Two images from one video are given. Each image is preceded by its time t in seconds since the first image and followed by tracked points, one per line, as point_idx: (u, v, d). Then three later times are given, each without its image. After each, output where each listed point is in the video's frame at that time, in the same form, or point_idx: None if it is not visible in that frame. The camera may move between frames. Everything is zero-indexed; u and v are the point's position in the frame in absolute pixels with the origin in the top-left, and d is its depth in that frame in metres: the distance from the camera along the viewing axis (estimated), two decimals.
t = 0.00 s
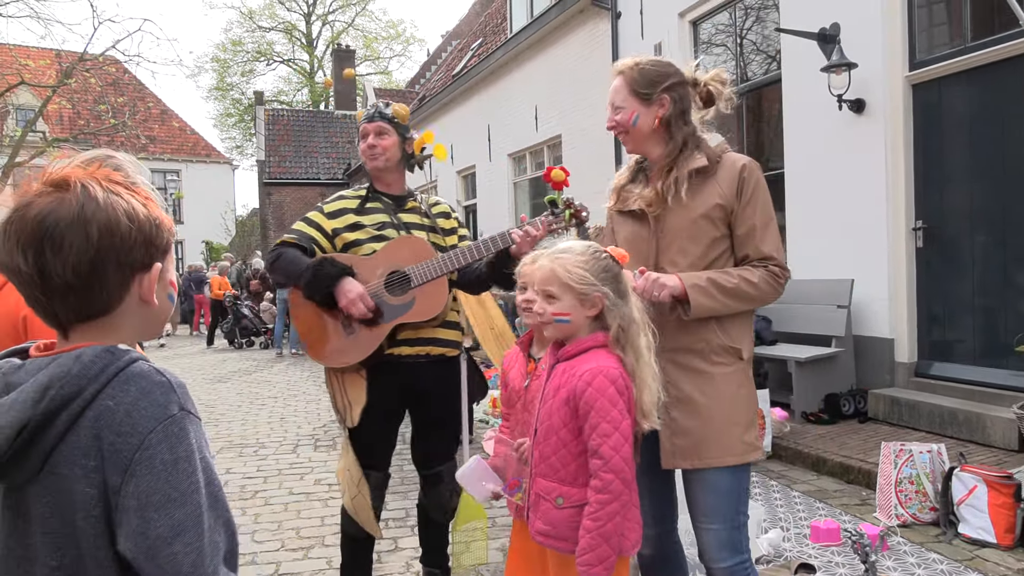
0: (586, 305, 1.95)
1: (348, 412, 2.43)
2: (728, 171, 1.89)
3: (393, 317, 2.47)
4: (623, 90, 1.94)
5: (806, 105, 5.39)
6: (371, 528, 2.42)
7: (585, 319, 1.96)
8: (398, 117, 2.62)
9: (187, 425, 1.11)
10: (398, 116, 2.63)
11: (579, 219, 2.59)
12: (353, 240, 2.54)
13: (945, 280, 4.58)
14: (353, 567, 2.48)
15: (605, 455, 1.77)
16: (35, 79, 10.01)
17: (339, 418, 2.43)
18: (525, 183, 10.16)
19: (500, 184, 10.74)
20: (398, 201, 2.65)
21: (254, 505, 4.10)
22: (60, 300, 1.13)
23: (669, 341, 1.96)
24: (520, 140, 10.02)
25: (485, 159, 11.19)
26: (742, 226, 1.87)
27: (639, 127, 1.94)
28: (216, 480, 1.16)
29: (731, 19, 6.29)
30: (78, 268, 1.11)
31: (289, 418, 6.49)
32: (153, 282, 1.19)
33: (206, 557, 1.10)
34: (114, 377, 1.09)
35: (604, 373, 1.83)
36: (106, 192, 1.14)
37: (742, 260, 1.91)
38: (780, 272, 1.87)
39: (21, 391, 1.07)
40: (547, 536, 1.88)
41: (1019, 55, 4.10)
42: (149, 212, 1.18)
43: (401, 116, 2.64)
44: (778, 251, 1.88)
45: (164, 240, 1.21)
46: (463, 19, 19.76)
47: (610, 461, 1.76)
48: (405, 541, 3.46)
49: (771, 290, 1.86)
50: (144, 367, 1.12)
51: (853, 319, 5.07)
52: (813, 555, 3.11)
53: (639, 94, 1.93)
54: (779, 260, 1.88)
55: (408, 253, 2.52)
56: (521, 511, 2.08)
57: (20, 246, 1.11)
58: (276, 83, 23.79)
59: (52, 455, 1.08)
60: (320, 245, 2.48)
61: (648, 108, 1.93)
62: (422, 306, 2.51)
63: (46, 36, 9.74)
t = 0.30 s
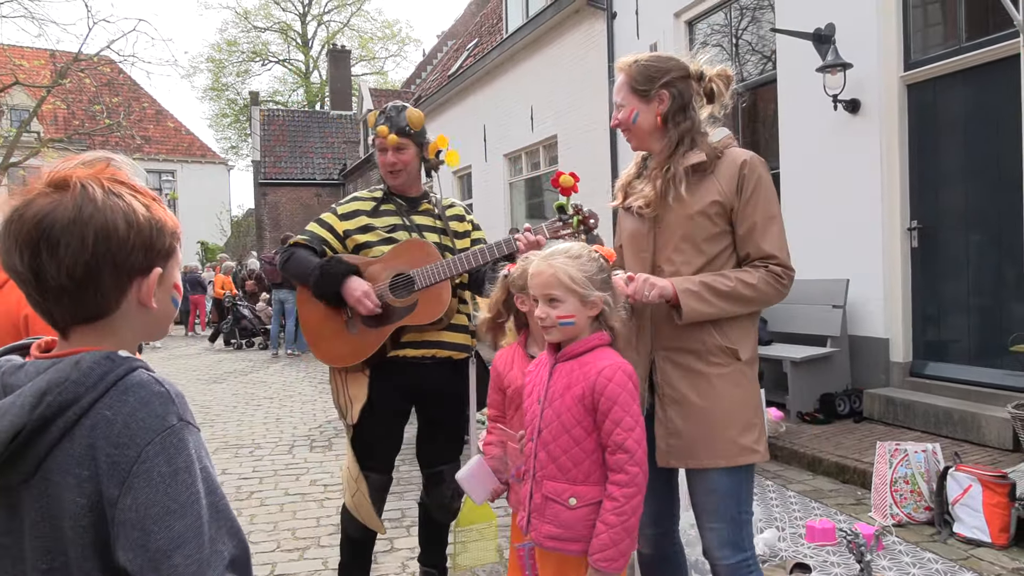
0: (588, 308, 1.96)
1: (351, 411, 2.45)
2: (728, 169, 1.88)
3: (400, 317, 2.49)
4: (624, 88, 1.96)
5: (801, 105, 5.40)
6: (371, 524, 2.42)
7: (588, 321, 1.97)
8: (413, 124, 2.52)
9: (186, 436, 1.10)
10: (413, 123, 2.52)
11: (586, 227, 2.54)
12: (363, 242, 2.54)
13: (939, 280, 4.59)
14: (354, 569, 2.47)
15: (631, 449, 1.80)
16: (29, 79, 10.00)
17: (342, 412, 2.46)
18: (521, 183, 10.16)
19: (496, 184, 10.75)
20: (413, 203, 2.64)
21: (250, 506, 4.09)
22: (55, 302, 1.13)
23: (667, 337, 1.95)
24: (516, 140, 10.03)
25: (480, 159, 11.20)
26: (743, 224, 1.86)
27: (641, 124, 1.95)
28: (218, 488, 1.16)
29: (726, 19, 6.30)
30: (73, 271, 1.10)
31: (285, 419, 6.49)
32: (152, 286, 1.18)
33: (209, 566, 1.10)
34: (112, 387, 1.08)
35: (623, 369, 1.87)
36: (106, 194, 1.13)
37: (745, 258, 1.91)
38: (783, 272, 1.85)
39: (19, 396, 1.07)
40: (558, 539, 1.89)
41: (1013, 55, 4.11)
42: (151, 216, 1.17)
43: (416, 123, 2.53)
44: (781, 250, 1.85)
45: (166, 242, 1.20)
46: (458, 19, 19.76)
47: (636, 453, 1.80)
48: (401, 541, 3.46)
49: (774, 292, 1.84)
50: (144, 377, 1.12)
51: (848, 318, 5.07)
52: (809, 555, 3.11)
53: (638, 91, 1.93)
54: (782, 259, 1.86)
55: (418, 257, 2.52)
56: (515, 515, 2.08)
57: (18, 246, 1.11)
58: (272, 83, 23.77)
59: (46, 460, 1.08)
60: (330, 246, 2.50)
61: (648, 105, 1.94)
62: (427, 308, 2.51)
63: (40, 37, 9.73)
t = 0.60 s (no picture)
0: (582, 305, 1.97)
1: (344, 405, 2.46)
2: (732, 167, 1.87)
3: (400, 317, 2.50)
4: (630, 87, 1.96)
5: (800, 106, 5.40)
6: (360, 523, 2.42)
7: (583, 318, 1.98)
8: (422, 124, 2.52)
9: (181, 444, 1.10)
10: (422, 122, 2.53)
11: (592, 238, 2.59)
12: (369, 239, 2.52)
13: (938, 281, 4.59)
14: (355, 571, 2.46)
15: (631, 447, 1.81)
16: (29, 78, 9.99)
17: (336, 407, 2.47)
18: (520, 183, 10.17)
19: (495, 184, 10.75)
20: (421, 201, 2.62)
21: (248, 505, 4.09)
22: (59, 299, 1.13)
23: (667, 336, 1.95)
24: (515, 139, 10.04)
25: (479, 159, 11.20)
26: (746, 225, 1.84)
27: (647, 123, 1.96)
28: (205, 501, 1.16)
29: (726, 19, 6.30)
30: (78, 269, 1.10)
31: (283, 419, 6.49)
32: (156, 289, 1.18)
33: None
34: (113, 390, 1.09)
35: (621, 368, 1.88)
36: (116, 194, 1.13)
37: (749, 260, 1.89)
38: (786, 274, 1.82)
39: (20, 395, 1.06)
40: (559, 538, 1.88)
41: (1012, 56, 4.11)
42: (158, 218, 1.17)
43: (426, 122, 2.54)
44: (784, 251, 1.83)
45: (172, 245, 1.20)
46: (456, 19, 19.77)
47: (635, 452, 1.81)
48: (400, 541, 3.46)
49: (775, 296, 1.82)
50: (146, 381, 1.12)
51: (847, 318, 5.08)
52: (808, 556, 3.12)
53: (644, 90, 1.94)
54: (785, 262, 1.83)
55: (422, 258, 2.52)
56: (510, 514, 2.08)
57: (25, 243, 1.11)
58: (271, 82, 23.77)
59: (45, 459, 1.08)
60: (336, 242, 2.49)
61: (654, 103, 1.94)
62: (428, 309, 2.50)
63: (40, 36, 9.73)
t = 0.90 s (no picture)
0: (570, 309, 1.99)
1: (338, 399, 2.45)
2: (735, 168, 1.87)
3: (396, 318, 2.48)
4: (636, 87, 1.97)
5: (801, 107, 5.40)
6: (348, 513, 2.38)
7: (573, 321, 2.00)
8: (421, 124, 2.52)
9: (189, 440, 1.12)
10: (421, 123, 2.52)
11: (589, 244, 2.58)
12: (369, 239, 2.52)
13: (939, 282, 4.59)
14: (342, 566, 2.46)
15: (621, 448, 1.82)
16: (30, 77, 9.97)
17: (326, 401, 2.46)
18: (521, 183, 10.17)
19: (496, 184, 10.75)
20: (422, 202, 2.63)
21: (248, 504, 4.09)
22: (63, 288, 1.13)
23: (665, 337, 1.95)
24: (516, 139, 10.03)
25: (481, 158, 11.20)
26: (748, 228, 1.84)
27: (653, 123, 1.97)
28: (212, 496, 1.17)
29: (727, 19, 6.30)
30: (86, 256, 1.11)
31: (284, 418, 6.48)
32: (160, 287, 1.18)
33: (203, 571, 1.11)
34: (121, 386, 1.10)
35: (615, 368, 1.88)
36: (129, 189, 1.16)
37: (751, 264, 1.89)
38: (787, 278, 1.81)
39: (27, 392, 1.06)
40: (552, 534, 1.91)
41: (1013, 57, 4.11)
42: (167, 217, 1.19)
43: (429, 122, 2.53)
44: (786, 255, 1.81)
45: (178, 246, 1.21)
46: (458, 19, 19.77)
47: (625, 453, 1.81)
48: (400, 541, 3.46)
49: (774, 299, 1.81)
50: (152, 378, 1.13)
51: (848, 319, 5.08)
52: (809, 556, 3.12)
53: (650, 89, 1.95)
54: (785, 266, 1.81)
55: (420, 261, 2.52)
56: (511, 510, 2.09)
57: (36, 230, 1.12)
58: (272, 81, 23.78)
59: (52, 456, 1.08)
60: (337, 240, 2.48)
61: (659, 103, 1.95)
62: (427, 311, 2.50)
63: (41, 34, 9.73)
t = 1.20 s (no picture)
0: (569, 309, 1.99)
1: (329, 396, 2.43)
2: (739, 170, 1.86)
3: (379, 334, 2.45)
4: (639, 86, 1.97)
5: (803, 107, 5.40)
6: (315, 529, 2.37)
7: (573, 321, 2.01)
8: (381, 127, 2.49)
9: (200, 437, 1.12)
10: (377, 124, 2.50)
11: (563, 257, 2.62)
12: (347, 246, 2.48)
13: (940, 282, 4.59)
14: None
15: (615, 448, 1.82)
16: (32, 76, 9.96)
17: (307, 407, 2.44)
18: (522, 183, 10.17)
19: (497, 183, 10.74)
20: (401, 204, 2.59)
21: (249, 503, 4.10)
22: (72, 288, 1.13)
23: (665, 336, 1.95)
24: (518, 139, 10.02)
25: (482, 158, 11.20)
26: (751, 230, 1.84)
27: (656, 123, 1.96)
28: (228, 490, 1.17)
29: (729, 19, 6.29)
30: (94, 256, 1.11)
31: (285, 417, 6.48)
32: (168, 282, 1.19)
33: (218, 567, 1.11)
34: (130, 384, 1.10)
35: (612, 368, 1.88)
36: (133, 187, 1.16)
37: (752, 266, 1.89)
38: (787, 281, 1.81)
39: (36, 390, 1.06)
40: (548, 531, 1.92)
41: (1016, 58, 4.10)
42: (172, 212, 1.20)
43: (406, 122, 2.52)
44: (788, 258, 1.81)
45: (183, 241, 1.21)
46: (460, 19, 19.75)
47: (619, 453, 1.81)
48: (401, 541, 3.46)
49: (776, 303, 1.81)
50: (160, 376, 1.13)
51: (849, 320, 5.08)
52: (810, 557, 3.12)
53: (654, 89, 1.95)
54: (788, 269, 1.81)
55: (400, 272, 2.52)
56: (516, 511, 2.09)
57: (42, 230, 1.12)
58: (273, 80, 23.79)
59: (62, 454, 1.08)
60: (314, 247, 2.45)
61: (663, 102, 1.95)
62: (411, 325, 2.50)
63: (44, 34, 9.75)
